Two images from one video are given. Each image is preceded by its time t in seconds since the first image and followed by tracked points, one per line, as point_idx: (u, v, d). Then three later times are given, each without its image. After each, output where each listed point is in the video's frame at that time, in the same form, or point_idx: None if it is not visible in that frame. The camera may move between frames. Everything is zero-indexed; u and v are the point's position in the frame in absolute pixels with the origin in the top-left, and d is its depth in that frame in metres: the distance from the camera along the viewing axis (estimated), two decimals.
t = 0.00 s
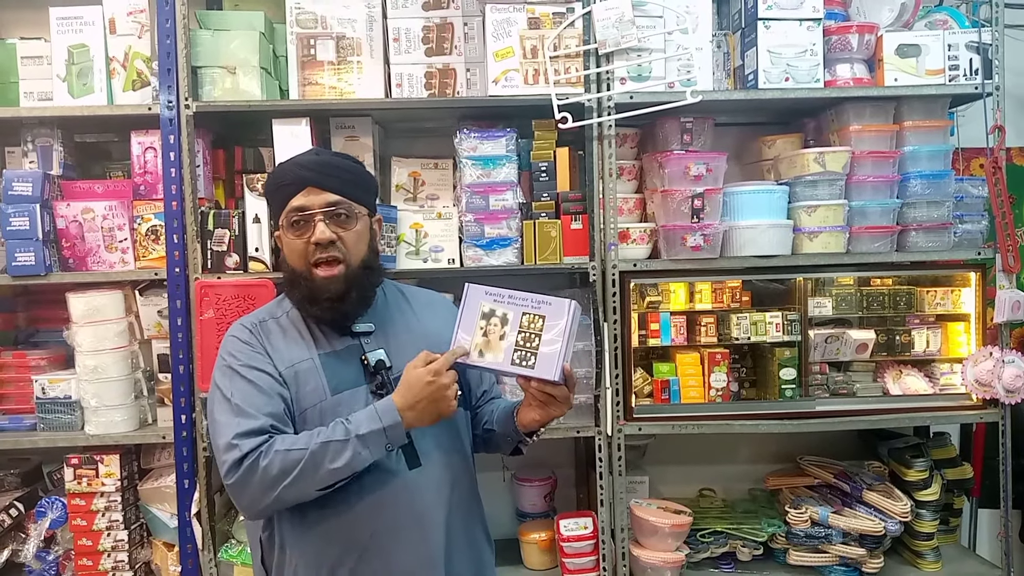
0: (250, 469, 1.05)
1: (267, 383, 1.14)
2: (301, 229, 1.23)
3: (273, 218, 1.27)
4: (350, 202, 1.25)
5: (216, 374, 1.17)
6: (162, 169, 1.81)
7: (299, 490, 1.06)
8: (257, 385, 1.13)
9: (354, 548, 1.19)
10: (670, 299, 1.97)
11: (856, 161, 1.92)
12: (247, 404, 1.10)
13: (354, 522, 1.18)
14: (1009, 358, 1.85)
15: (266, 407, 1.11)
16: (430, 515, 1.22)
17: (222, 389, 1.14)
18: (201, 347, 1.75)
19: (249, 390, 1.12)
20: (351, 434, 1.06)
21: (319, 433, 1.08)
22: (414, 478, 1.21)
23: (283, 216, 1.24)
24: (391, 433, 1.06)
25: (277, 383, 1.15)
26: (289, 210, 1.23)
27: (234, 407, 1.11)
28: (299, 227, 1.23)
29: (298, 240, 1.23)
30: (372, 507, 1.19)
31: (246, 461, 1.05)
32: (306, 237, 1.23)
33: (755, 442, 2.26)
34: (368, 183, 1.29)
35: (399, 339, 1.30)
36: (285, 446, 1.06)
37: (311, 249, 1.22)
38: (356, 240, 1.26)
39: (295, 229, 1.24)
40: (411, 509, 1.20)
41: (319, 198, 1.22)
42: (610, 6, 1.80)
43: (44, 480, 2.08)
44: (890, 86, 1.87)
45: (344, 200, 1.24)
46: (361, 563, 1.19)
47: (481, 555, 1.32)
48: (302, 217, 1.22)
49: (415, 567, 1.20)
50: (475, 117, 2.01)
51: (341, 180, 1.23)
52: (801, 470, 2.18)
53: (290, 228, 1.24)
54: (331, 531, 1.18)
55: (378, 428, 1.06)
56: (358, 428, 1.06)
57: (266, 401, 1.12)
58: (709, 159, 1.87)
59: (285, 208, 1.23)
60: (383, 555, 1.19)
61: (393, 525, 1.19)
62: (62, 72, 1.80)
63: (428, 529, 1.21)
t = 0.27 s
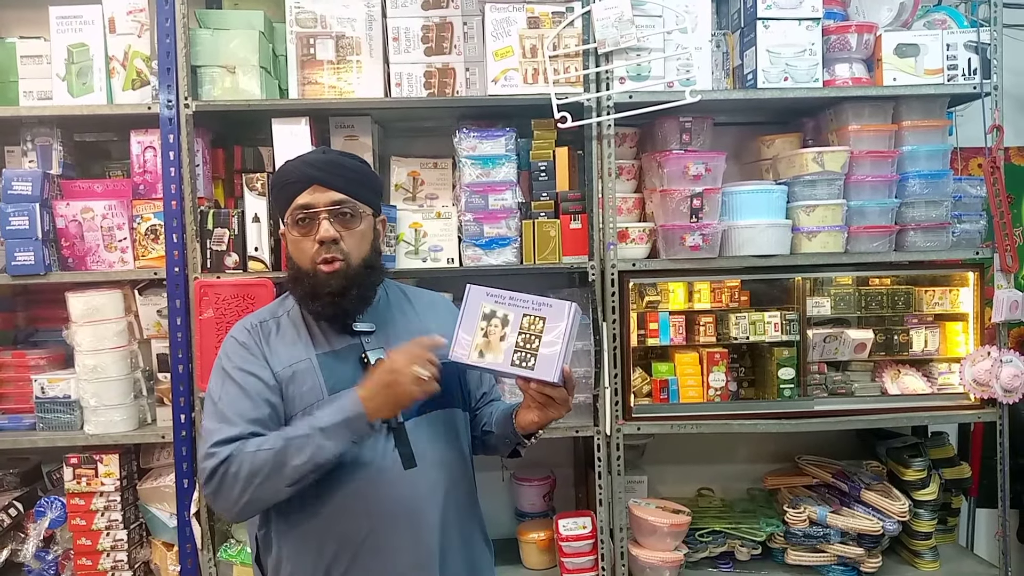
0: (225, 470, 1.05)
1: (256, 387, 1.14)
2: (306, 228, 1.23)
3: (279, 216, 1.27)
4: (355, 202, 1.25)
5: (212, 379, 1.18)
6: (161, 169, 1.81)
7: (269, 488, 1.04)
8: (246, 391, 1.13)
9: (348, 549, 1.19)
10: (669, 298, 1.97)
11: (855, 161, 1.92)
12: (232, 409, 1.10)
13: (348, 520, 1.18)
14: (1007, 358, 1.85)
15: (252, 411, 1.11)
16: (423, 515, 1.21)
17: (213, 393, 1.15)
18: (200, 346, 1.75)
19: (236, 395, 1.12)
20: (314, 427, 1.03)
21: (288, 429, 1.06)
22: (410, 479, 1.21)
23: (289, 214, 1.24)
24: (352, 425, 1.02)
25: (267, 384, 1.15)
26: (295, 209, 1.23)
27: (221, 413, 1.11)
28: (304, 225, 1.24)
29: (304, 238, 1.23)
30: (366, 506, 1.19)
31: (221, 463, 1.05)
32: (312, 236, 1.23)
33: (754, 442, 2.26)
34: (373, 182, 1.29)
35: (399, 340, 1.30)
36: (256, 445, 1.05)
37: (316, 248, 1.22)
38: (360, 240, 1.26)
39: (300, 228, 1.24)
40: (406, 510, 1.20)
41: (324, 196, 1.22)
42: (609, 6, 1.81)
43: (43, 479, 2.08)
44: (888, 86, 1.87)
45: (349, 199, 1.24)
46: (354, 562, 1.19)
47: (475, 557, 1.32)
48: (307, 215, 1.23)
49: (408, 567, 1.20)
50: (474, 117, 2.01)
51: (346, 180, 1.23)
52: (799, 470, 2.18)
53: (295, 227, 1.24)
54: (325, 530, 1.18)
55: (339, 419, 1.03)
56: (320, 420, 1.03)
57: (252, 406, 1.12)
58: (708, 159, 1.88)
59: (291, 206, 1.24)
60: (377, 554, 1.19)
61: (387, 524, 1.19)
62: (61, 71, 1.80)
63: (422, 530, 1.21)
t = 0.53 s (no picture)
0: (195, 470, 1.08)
1: (233, 395, 1.13)
2: (299, 229, 1.23)
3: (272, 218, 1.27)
4: (349, 204, 1.25)
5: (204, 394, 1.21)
6: (159, 169, 1.82)
7: (216, 472, 1.03)
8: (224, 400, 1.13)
9: (346, 548, 1.20)
10: (665, 301, 1.98)
11: (850, 165, 1.94)
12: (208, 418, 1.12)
13: (344, 522, 1.19)
14: (1000, 361, 1.87)
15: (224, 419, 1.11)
16: (419, 516, 1.22)
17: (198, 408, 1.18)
18: (197, 347, 1.75)
19: (214, 404, 1.13)
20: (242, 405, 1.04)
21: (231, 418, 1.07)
22: (404, 479, 1.22)
23: (282, 216, 1.24)
24: (271, 392, 1.02)
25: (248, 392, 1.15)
26: (288, 210, 1.23)
27: (199, 421, 1.13)
28: (297, 227, 1.23)
29: (296, 240, 1.22)
30: (362, 508, 1.19)
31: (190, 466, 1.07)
32: (304, 238, 1.22)
33: (749, 443, 2.27)
34: (367, 185, 1.29)
35: (392, 341, 1.29)
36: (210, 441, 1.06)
37: (309, 250, 1.22)
38: (354, 242, 1.26)
39: (293, 229, 1.23)
40: (401, 511, 1.21)
41: (319, 199, 1.22)
42: (607, 9, 1.81)
43: (40, 479, 2.08)
44: (883, 90, 1.88)
45: (343, 201, 1.24)
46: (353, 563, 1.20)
47: (473, 555, 1.32)
48: (301, 218, 1.22)
49: (405, 568, 1.20)
50: (472, 119, 2.02)
51: (341, 182, 1.24)
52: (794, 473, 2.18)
53: (287, 228, 1.24)
54: (323, 533, 1.19)
55: (259, 390, 1.03)
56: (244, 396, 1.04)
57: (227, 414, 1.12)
58: (705, 162, 1.89)
59: (284, 208, 1.23)
60: (375, 556, 1.20)
61: (383, 526, 1.20)
62: (60, 72, 1.81)
63: (418, 531, 1.21)
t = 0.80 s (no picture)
0: (195, 499, 1.08)
1: (231, 413, 1.13)
2: (290, 236, 1.23)
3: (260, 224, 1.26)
4: (339, 210, 1.26)
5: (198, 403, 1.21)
6: (155, 172, 1.82)
7: (215, 514, 1.03)
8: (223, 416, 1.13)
9: (346, 551, 1.21)
10: (659, 305, 1.99)
11: (843, 169, 1.95)
12: (205, 437, 1.10)
13: (342, 529, 1.20)
14: (992, 364, 1.88)
15: (220, 439, 1.11)
16: (417, 519, 1.22)
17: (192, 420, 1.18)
18: (193, 350, 1.76)
19: (211, 422, 1.13)
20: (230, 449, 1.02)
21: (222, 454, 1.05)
22: (401, 482, 1.22)
23: (271, 222, 1.24)
24: (256, 441, 1.00)
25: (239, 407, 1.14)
26: (278, 217, 1.23)
27: (196, 442, 1.11)
28: (287, 235, 1.23)
29: (287, 246, 1.23)
30: (360, 515, 1.20)
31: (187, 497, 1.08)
32: (295, 244, 1.23)
33: (743, 446, 2.28)
34: (354, 190, 1.30)
35: (383, 344, 1.30)
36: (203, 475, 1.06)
37: (300, 257, 1.22)
38: (344, 248, 1.27)
39: (283, 236, 1.24)
40: (398, 514, 1.21)
41: (310, 206, 1.23)
42: (602, 15, 1.82)
43: (34, 483, 2.08)
44: (876, 95, 1.90)
45: (333, 208, 1.25)
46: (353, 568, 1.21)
47: (471, 555, 1.33)
48: (292, 225, 1.22)
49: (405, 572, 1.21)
50: (467, 123, 2.02)
51: (331, 190, 1.24)
52: (788, 476, 2.19)
53: (277, 235, 1.24)
54: (322, 537, 1.20)
55: (245, 438, 1.00)
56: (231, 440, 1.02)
57: (222, 434, 1.11)
58: (699, 167, 1.90)
59: (274, 215, 1.23)
60: (374, 560, 1.21)
61: (381, 531, 1.20)
62: (56, 75, 1.81)
63: (416, 534, 1.22)
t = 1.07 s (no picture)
0: (198, 501, 1.10)
1: (234, 418, 1.14)
2: (295, 238, 1.24)
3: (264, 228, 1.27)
4: (342, 211, 1.27)
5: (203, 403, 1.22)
6: (151, 174, 1.82)
7: (216, 520, 1.05)
8: (224, 420, 1.14)
9: (353, 548, 1.21)
10: (654, 305, 2.00)
11: (836, 171, 1.97)
12: (208, 441, 1.13)
13: (349, 527, 1.20)
14: (983, 364, 1.90)
15: (224, 445, 1.12)
16: (423, 516, 1.23)
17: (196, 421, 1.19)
18: (189, 352, 1.76)
19: (215, 426, 1.14)
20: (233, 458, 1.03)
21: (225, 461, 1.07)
22: (407, 479, 1.23)
23: (276, 225, 1.25)
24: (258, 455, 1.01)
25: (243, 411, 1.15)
26: (283, 220, 1.24)
27: (201, 444, 1.14)
28: (292, 237, 1.24)
29: (292, 249, 1.24)
30: (366, 513, 1.20)
31: (191, 500, 1.10)
32: (300, 247, 1.24)
33: (737, 446, 2.30)
34: (356, 192, 1.31)
35: (387, 344, 1.30)
36: (207, 480, 1.08)
37: (305, 258, 1.23)
38: (348, 249, 1.28)
39: (287, 238, 1.25)
40: (404, 510, 1.22)
41: (313, 208, 1.24)
42: (597, 17, 1.83)
43: (30, 484, 2.08)
44: (869, 97, 1.91)
45: (337, 209, 1.26)
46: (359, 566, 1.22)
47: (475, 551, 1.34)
48: (296, 227, 1.24)
49: (411, 568, 1.22)
50: (463, 125, 2.03)
51: (334, 190, 1.25)
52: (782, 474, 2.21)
53: (282, 237, 1.25)
54: (329, 536, 1.20)
55: (248, 448, 1.01)
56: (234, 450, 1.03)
57: (226, 438, 1.13)
58: (693, 168, 1.92)
59: (278, 218, 1.24)
60: (381, 558, 1.22)
61: (388, 528, 1.21)
62: (52, 77, 1.81)
63: (422, 531, 1.23)
